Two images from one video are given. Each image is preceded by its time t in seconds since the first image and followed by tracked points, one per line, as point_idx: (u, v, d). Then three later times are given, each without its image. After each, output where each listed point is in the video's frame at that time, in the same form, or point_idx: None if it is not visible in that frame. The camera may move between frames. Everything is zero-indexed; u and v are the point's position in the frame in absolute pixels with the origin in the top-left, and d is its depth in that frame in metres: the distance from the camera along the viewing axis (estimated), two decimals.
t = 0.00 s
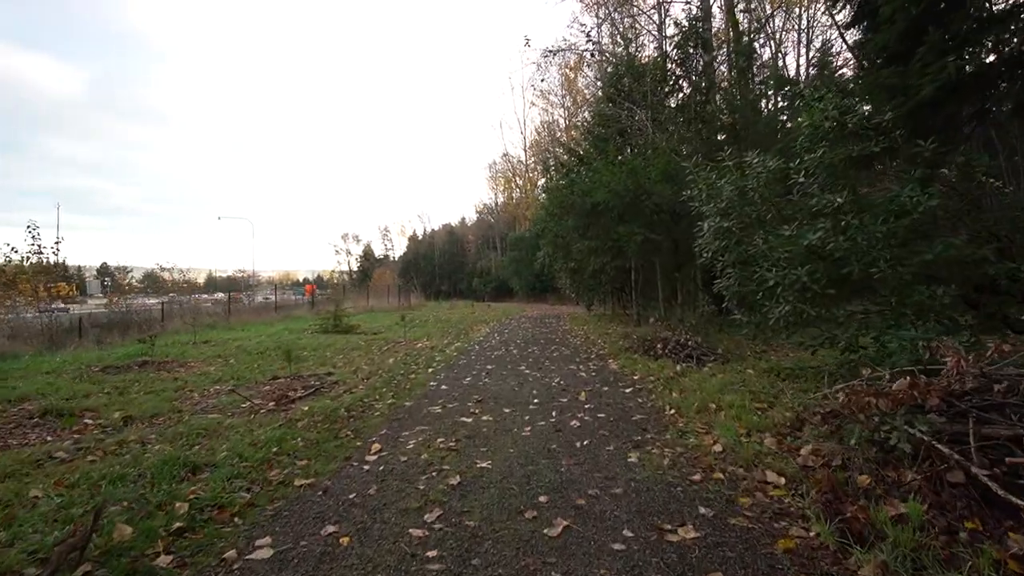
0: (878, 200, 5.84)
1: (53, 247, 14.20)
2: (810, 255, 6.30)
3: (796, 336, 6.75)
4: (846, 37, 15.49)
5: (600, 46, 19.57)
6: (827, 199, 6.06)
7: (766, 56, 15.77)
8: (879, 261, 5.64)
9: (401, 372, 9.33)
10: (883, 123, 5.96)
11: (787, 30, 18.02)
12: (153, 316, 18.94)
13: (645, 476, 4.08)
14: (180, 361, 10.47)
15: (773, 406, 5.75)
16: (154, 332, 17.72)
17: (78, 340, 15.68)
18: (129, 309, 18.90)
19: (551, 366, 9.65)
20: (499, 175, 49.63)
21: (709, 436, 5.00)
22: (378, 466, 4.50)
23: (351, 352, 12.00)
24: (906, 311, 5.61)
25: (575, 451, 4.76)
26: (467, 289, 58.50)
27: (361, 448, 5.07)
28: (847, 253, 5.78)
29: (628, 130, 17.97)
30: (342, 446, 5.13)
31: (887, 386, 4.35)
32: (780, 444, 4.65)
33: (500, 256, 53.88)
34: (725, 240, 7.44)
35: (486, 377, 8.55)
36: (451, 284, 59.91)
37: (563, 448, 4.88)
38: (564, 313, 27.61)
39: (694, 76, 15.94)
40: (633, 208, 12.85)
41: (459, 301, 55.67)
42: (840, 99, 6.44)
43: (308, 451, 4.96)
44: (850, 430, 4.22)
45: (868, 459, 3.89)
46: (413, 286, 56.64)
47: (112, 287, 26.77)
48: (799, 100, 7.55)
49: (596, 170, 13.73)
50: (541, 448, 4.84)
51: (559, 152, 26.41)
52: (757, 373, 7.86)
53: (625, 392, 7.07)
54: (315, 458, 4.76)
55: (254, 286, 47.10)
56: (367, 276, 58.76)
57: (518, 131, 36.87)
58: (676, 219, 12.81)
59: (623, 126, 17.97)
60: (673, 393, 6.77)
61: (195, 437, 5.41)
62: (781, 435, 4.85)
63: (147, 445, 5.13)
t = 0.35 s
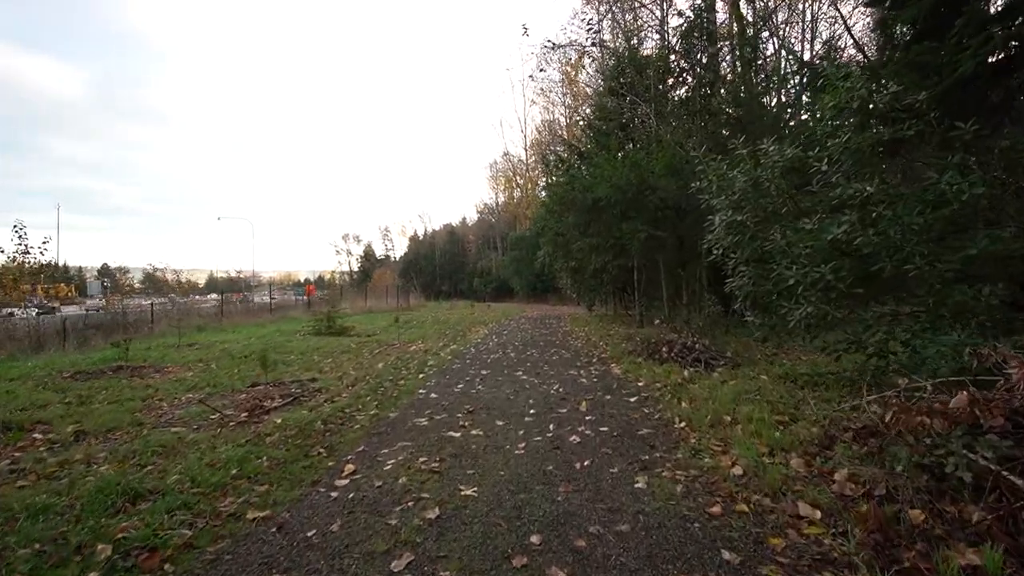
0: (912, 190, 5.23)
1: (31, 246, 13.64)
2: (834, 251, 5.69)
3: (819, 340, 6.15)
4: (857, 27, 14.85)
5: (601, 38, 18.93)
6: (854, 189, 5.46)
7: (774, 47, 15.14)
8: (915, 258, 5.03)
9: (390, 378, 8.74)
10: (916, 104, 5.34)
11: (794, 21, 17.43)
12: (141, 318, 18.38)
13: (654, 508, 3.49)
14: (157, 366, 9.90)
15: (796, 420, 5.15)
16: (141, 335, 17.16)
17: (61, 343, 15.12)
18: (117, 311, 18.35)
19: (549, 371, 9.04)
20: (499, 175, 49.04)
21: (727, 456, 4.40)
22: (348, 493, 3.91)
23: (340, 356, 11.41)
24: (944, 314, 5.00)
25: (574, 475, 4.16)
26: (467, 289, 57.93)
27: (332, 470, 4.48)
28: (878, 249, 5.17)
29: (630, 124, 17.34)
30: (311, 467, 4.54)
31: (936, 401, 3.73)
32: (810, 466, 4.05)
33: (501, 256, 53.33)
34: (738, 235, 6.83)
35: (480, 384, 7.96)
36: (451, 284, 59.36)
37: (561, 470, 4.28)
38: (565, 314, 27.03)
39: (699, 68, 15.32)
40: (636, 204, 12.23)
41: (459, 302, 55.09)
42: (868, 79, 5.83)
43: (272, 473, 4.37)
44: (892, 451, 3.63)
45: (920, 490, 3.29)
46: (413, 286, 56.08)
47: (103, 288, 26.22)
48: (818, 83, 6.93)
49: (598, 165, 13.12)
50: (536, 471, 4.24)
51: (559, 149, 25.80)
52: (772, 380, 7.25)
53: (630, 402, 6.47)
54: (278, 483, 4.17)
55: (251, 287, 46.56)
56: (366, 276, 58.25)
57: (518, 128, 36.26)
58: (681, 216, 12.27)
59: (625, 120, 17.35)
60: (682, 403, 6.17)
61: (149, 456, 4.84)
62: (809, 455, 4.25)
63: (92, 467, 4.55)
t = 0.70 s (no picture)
0: (953, 182, 4.67)
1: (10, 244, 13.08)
2: (863, 250, 5.14)
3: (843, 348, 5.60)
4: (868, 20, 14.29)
5: (603, 32, 18.32)
6: (887, 181, 4.90)
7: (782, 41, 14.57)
8: (957, 258, 4.47)
9: (377, 385, 8.18)
10: (955, 86, 4.79)
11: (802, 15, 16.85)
12: (129, 319, 17.84)
13: (668, 553, 2.94)
14: (134, 371, 9.35)
15: (824, 440, 4.58)
16: (129, 337, 16.62)
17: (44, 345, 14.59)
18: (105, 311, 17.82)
19: (548, 378, 8.48)
20: (500, 174, 48.44)
21: (749, 484, 3.84)
22: (310, 529, 3.37)
23: (329, 360, 10.85)
24: (989, 320, 4.44)
25: (573, 506, 3.61)
26: (468, 289, 57.37)
27: (297, 498, 3.92)
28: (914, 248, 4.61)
29: (633, 120, 16.77)
30: (274, 494, 3.98)
31: (997, 425, 3.18)
32: (848, 499, 3.48)
33: (501, 256, 52.77)
34: (754, 233, 6.26)
35: (473, 393, 7.40)
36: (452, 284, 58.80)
37: (557, 500, 3.73)
38: (567, 315, 26.48)
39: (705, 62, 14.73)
40: (640, 201, 11.66)
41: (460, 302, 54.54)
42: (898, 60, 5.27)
43: (228, 502, 3.83)
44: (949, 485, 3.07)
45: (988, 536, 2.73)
46: (413, 287, 55.51)
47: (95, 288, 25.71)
48: (843, 67, 6.36)
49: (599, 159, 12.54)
50: (529, 502, 3.68)
51: (560, 146, 25.21)
52: (788, 391, 6.70)
53: (635, 416, 5.91)
54: (231, 515, 3.62)
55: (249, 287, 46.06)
56: (365, 276, 57.69)
57: (519, 127, 35.66)
58: (686, 214, 11.71)
59: (627, 116, 16.75)
60: (693, 417, 5.61)
61: (94, 478, 4.29)
62: (845, 483, 3.68)
63: (26, 492, 4.01)
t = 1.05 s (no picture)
0: (1011, 168, 4.07)
1: None
2: (904, 247, 4.55)
3: (881, 357, 4.99)
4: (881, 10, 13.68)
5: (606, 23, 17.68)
6: (934, 167, 4.30)
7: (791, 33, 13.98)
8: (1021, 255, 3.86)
9: (365, 394, 7.60)
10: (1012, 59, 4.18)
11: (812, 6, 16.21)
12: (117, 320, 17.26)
13: None
14: (108, 378, 8.76)
15: (864, 464, 4.00)
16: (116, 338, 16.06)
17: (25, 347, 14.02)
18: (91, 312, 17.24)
19: (549, 386, 7.91)
20: (501, 173, 47.82)
21: (786, 522, 3.25)
22: None
23: (318, 365, 10.25)
24: None
25: (578, 551, 3.02)
26: (468, 289, 56.78)
27: (253, 539, 3.34)
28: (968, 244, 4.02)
29: (637, 114, 16.14)
30: (228, 533, 3.40)
31: None
32: (908, 544, 2.89)
33: (503, 256, 52.16)
34: (777, 227, 5.67)
35: (467, 403, 6.82)
36: (452, 283, 58.27)
37: (559, 543, 3.13)
38: (569, 316, 25.87)
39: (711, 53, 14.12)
40: (646, 197, 11.07)
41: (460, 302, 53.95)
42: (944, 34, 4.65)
43: (171, 545, 3.24)
44: None
45: None
46: (413, 286, 55.06)
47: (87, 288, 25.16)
48: (873, 47, 5.78)
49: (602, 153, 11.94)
50: (526, 546, 3.10)
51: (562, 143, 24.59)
52: (812, 402, 6.12)
53: (646, 431, 5.33)
54: (170, 563, 3.04)
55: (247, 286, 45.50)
56: (365, 276, 57.10)
57: (520, 124, 35.02)
58: (694, 210, 11.13)
59: (631, 110, 16.14)
60: (712, 434, 5.02)
61: (23, 510, 3.71)
62: (901, 523, 3.10)
63: None
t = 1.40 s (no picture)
0: None
1: None
2: (958, 239, 3.94)
3: (925, 364, 4.38)
4: None
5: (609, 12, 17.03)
6: (996, 145, 3.69)
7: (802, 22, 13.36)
8: None
9: (349, 402, 7.01)
10: None
11: None
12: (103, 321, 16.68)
13: None
14: (77, 383, 8.16)
15: (918, 493, 3.40)
16: (101, 339, 15.47)
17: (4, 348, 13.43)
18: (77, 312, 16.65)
19: (549, 392, 7.31)
20: (503, 171, 47.20)
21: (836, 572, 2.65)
22: None
23: (304, 369, 9.66)
24: None
25: None
26: (470, 288, 56.20)
27: None
28: None
29: (642, 106, 15.50)
30: None
31: None
32: None
33: (505, 255, 51.53)
34: (804, 218, 5.06)
35: (460, 412, 6.22)
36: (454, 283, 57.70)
37: None
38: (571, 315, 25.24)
39: (719, 42, 13.50)
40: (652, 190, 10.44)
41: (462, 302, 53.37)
42: None
43: None
44: None
45: None
46: (414, 286, 54.48)
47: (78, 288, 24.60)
48: (912, 17, 5.16)
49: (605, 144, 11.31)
50: None
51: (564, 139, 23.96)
52: (840, 412, 5.51)
53: (657, 448, 4.73)
54: None
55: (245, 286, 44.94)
56: (365, 275, 56.55)
57: (522, 120, 34.39)
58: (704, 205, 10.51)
59: (636, 102, 15.49)
60: (732, 452, 4.41)
61: None
62: None
63: None
